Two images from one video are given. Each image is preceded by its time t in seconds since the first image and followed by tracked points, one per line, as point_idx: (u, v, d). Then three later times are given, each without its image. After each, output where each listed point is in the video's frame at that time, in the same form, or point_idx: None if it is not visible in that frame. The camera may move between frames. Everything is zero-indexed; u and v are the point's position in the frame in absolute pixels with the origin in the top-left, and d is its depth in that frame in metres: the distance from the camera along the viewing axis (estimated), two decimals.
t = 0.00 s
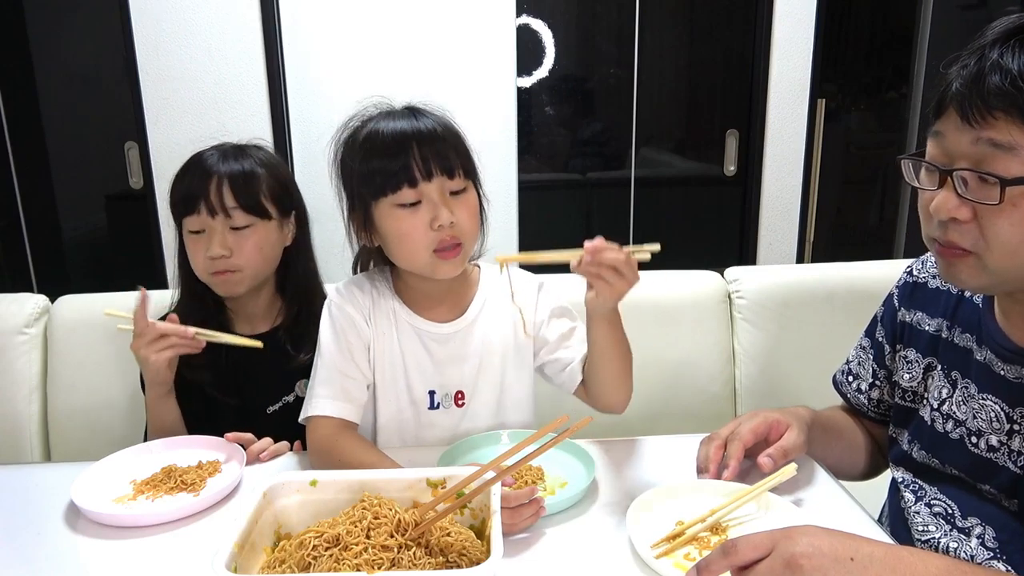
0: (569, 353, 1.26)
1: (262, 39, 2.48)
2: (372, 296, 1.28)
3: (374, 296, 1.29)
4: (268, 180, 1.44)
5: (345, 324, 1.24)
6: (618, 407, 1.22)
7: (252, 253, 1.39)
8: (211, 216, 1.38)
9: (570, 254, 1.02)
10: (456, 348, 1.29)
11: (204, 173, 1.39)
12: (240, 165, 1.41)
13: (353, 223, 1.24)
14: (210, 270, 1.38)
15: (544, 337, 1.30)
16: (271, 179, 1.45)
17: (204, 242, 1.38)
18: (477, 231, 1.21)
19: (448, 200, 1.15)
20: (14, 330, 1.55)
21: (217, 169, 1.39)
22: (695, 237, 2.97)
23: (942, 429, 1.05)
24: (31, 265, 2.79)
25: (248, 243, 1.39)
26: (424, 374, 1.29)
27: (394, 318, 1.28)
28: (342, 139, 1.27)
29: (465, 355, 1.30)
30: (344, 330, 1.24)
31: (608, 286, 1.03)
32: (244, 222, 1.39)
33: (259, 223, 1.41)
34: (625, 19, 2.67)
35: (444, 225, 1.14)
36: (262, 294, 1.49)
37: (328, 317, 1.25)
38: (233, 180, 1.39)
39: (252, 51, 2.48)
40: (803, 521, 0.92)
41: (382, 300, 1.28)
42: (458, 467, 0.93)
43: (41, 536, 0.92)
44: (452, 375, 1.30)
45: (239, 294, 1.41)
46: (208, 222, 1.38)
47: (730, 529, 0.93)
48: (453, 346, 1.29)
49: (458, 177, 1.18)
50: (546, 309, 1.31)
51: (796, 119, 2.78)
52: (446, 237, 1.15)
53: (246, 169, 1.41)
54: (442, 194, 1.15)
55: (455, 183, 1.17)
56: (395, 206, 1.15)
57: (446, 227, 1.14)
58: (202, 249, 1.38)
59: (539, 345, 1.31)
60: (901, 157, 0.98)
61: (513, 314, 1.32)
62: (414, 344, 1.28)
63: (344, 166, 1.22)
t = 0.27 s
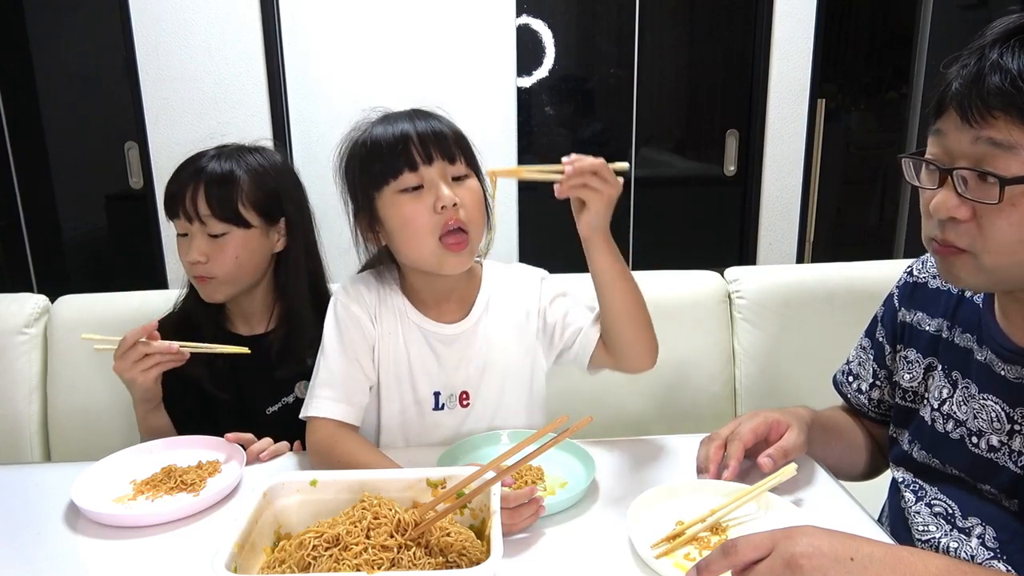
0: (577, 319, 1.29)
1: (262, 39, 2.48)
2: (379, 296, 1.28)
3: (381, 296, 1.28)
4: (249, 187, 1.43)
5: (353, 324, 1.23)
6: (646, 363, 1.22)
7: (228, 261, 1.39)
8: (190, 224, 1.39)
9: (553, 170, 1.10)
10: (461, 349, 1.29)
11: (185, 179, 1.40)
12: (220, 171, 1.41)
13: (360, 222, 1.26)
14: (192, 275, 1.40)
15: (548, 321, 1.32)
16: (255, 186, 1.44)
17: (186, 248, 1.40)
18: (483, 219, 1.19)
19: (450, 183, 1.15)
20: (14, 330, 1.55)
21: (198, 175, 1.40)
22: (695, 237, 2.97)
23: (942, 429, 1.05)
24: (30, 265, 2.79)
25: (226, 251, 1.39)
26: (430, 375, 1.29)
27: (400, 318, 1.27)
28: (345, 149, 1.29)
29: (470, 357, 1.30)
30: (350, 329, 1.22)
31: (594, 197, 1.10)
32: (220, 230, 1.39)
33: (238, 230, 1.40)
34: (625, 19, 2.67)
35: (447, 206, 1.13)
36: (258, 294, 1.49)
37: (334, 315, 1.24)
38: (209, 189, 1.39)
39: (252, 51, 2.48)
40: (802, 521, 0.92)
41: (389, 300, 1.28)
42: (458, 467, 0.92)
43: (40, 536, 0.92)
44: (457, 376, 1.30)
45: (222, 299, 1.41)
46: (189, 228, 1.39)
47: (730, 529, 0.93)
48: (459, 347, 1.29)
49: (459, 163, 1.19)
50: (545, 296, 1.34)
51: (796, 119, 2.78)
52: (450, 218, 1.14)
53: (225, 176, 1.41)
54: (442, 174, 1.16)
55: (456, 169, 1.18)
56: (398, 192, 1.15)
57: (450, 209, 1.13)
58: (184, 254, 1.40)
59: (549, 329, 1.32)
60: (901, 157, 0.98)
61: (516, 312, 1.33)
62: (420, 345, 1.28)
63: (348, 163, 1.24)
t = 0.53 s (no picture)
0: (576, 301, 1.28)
1: (262, 39, 2.48)
2: (381, 296, 1.27)
3: (384, 294, 1.28)
4: (247, 189, 1.43)
5: (355, 324, 1.22)
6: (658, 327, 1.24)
7: (232, 265, 1.39)
8: (190, 230, 1.39)
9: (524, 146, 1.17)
10: (462, 350, 1.29)
11: (182, 184, 1.39)
12: (217, 174, 1.41)
13: (367, 218, 1.27)
14: (194, 280, 1.39)
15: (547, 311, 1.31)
16: (253, 188, 1.44)
17: (187, 253, 1.39)
18: (484, 206, 1.19)
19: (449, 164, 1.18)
20: (14, 330, 1.55)
21: (195, 180, 1.39)
22: (695, 237, 2.97)
23: (942, 429, 1.05)
24: (31, 265, 2.79)
25: (229, 256, 1.39)
26: (431, 376, 1.29)
27: (402, 318, 1.27)
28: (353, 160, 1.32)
29: (472, 358, 1.30)
30: (352, 330, 1.22)
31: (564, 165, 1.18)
32: (222, 235, 1.39)
33: (238, 234, 1.40)
34: (625, 19, 2.67)
35: (445, 182, 1.15)
36: (260, 294, 1.49)
37: (335, 315, 1.23)
38: (208, 194, 1.38)
39: (252, 51, 2.48)
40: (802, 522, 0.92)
41: (391, 300, 1.27)
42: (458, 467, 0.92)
43: (41, 536, 0.92)
44: (459, 378, 1.30)
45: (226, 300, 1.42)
46: (189, 233, 1.39)
47: (730, 529, 0.93)
48: (461, 349, 1.29)
49: (460, 151, 1.22)
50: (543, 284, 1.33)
51: (796, 119, 2.78)
52: (447, 195, 1.15)
53: (222, 179, 1.41)
54: (445, 159, 1.19)
55: (457, 155, 1.20)
56: (398, 172, 1.18)
57: (447, 185, 1.15)
58: (185, 259, 1.39)
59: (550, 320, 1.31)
60: (900, 157, 0.98)
61: (517, 310, 1.33)
62: (421, 346, 1.28)
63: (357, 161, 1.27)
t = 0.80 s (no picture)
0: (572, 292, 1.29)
1: (262, 39, 2.48)
2: (383, 295, 1.27)
3: (387, 293, 1.28)
4: (235, 196, 1.41)
5: (357, 324, 1.22)
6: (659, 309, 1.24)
7: (231, 273, 1.39)
8: (186, 243, 1.38)
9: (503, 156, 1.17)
10: (464, 348, 1.29)
11: (171, 197, 1.38)
12: (203, 182, 1.38)
13: (369, 216, 1.27)
14: (199, 291, 1.40)
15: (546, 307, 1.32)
16: (241, 191, 1.42)
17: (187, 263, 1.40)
18: (484, 200, 1.19)
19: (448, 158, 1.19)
20: (14, 330, 1.55)
21: (184, 192, 1.38)
22: (695, 237, 2.97)
23: (942, 429, 1.05)
24: (31, 265, 2.78)
25: (228, 265, 1.38)
26: (433, 374, 1.29)
27: (404, 317, 1.27)
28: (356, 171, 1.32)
29: (474, 357, 1.30)
30: (353, 328, 1.22)
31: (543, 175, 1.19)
32: (217, 244, 1.38)
33: (232, 241, 1.39)
34: (625, 19, 2.67)
35: (443, 172, 1.16)
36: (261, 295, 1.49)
37: (337, 314, 1.23)
38: (196, 205, 1.37)
39: (252, 51, 2.48)
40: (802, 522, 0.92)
41: (393, 299, 1.27)
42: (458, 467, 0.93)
43: (41, 536, 0.92)
44: (461, 376, 1.30)
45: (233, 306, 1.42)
46: (186, 246, 1.39)
47: (730, 529, 0.93)
48: (463, 348, 1.29)
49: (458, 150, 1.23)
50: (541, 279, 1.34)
51: (796, 119, 2.78)
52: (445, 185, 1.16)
53: (209, 186, 1.38)
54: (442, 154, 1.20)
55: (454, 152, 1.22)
56: (397, 165, 1.18)
57: (445, 175, 1.16)
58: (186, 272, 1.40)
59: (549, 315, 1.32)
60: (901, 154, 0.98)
61: (518, 310, 1.33)
62: (424, 345, 1.27)
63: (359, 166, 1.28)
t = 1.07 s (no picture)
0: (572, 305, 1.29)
1: (262, 40, 2.48)
2: (381, 295, 1.27)
3: (385, 292, 1.28)
4: (234, 199, 1.40)
5: (356, 323, 1.22)
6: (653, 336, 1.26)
7: (231, 274, 1.39)
8: (186, 245, 1.38)
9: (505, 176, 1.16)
10: (462, 346, 1.29)
11: (171, 200, 1.38)
12: (203, 184, 1.38)
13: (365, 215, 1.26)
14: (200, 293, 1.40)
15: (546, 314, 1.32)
16: (241, 194, 1.41)
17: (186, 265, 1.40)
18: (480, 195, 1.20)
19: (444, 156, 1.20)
20: (14, 330, 1.55)
21: (183, 194, 1.37)
22: (695, 237, 2.97)
23: (944, 429, 1.05)
24: (30, 265, 2.78)
25: (228, 266, 1.38)
26: (432, 373, 1.29)
27: (403, 316, 1.27)
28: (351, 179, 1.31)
29: (472, 356, 1.30)
30: (352, 327, 1.22)
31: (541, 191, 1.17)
32: (217, 246, 1.38)
33: (233, 243, 1.39)
34: (625, 19, 2.67)
35: (439, 167, 1.17)
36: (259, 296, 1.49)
37: (335, 313, 1.23)
38: (196, 207, 1.37)
39: (252, 51, 2.48)
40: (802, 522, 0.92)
41: (391, 298, 1.27)
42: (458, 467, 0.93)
43: (41, 536, 0.92)
44: (459, 374, 1.30)
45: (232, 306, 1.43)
46: (185, 248, 1.39)
47: (730, 529, 0.93)
48: (462, 347, 1.29)
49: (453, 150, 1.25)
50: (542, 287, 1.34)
51: (796, 119, 2.78)
52: (441, 179, 1.17)
53: (208, 189, 1.38)
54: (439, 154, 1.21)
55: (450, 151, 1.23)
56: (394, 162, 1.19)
57: (441, 169, 1.17)
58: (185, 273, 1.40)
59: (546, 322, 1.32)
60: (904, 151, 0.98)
61: (518, 310, 1.33)
62: (422, 343, 1.28)
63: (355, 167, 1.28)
